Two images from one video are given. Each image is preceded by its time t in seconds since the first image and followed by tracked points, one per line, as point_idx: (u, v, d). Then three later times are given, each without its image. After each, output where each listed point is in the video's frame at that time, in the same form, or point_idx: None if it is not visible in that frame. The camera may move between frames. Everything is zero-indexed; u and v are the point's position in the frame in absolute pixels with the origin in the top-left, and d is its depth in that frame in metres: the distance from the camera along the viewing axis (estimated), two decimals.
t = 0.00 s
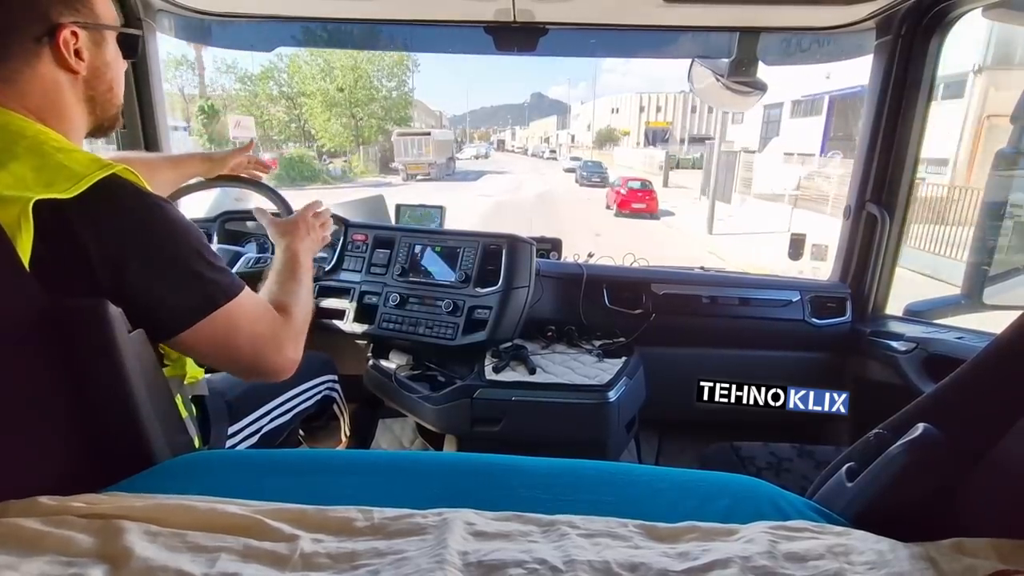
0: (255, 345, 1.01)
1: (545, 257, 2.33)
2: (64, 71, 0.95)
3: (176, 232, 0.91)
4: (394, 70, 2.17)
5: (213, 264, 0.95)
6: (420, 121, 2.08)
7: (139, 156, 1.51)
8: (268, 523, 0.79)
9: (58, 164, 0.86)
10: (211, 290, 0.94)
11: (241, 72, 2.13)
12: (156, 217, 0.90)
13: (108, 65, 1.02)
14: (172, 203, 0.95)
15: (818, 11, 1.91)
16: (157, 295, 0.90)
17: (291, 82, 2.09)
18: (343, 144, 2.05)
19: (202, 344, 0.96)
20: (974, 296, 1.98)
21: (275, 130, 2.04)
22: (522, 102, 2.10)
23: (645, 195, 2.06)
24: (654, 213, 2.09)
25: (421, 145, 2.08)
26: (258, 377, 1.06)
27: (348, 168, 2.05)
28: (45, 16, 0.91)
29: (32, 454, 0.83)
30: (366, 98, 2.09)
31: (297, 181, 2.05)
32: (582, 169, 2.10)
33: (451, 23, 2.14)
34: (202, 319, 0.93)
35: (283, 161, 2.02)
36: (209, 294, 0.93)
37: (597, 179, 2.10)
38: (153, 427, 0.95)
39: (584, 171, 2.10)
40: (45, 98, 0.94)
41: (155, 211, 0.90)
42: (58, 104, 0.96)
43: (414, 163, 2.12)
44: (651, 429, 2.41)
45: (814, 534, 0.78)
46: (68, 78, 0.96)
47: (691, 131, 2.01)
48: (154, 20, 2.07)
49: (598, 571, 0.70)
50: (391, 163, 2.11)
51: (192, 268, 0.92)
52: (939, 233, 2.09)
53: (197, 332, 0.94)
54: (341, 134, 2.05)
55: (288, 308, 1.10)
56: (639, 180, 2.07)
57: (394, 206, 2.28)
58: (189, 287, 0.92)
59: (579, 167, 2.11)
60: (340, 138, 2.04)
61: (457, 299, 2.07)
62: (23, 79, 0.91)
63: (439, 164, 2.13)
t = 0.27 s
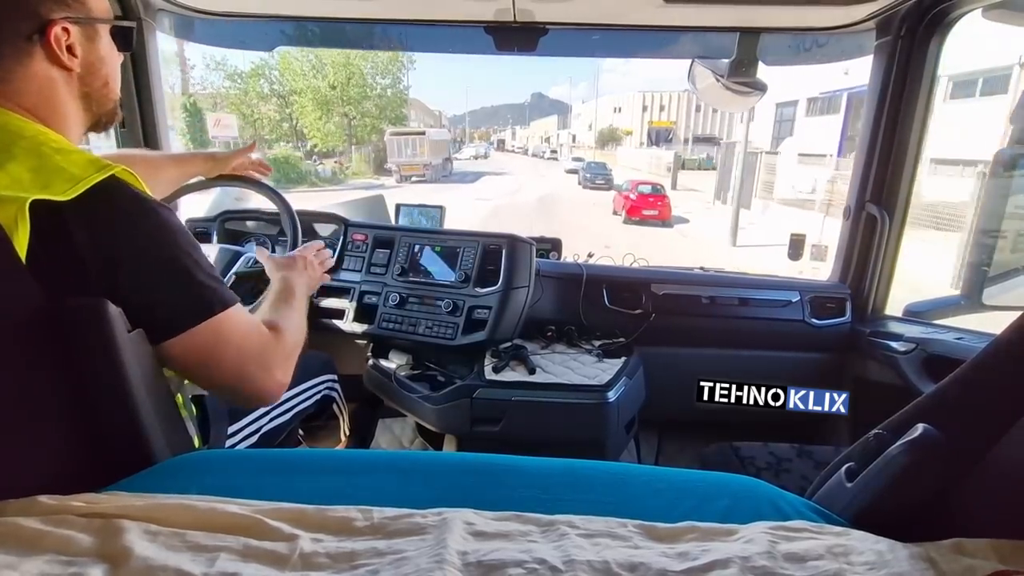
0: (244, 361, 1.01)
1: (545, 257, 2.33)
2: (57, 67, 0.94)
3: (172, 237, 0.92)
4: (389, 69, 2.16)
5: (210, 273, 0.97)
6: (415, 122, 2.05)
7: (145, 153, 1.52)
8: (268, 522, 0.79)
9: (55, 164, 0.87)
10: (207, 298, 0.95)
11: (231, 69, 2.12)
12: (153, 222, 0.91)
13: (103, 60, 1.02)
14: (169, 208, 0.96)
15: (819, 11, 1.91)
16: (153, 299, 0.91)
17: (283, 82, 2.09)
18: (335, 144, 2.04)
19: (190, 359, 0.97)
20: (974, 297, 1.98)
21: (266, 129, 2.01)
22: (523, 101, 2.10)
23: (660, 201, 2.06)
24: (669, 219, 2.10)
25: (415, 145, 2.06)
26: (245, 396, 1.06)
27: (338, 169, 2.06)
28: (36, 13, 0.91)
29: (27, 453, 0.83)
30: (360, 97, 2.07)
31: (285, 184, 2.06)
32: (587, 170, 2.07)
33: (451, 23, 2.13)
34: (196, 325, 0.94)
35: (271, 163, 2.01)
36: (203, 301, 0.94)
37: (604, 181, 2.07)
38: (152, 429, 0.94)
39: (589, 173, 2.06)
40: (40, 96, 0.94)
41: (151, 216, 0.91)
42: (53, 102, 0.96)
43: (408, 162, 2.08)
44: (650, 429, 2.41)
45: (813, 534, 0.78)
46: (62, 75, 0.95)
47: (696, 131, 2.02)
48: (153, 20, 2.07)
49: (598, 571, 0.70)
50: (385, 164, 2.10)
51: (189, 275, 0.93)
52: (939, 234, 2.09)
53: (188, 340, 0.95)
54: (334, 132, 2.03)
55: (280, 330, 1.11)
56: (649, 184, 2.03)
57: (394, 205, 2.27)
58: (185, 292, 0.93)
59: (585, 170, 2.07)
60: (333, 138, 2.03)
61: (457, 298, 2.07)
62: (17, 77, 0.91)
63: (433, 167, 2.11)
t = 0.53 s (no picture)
0: (231, 371, 1.01)
1: (545, 257, 2.33)
2: (64, 69, 0.94)
3: (173, 242, 0.91)
4: (381, 64, 2.17)
5: (210, 277, 0.96)
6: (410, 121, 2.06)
7: (153, 152, 1.51)
8: (267, 523, 0.79)
9: (60, 167, 0.86)
10: (206, 303, 0.94)
11: (220, 66, 2.15)
12: (155, 226, 0.90)
13: (110, 62, 1.02)
14: (172, 211, 0.95)
15: (819, 12, 1.91)
16: (152, 303, 0.91)
17: (271, 80, 2.12)
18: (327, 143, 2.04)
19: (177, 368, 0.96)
20: (974, 298, 1.98)
21: (258, 129, 2.05)
22: (523, 101, 2.10)
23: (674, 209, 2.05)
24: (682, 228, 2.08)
25: (409, 145, 2.06)
26: (227, 411, 1.06)
27: (326, 171, 2.05)
28: (44, 15, 0.90)
29: (27, 454, 0.83)
30: (351, 95, 2.09)
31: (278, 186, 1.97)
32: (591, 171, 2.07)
33: (451, 23, 2.13)
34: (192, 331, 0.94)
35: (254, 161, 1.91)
36: (203, 308, 0.94)
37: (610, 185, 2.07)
38: (152, 431, 0.94)
39: (594, 175, 2.07)
40: (47, 97, 0.94)
41: (153, 219, 0.90)
42: (60, 104, 0.96)
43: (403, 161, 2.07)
44: (650, 429, 2.41)
45: (813, 535, 0.78)
46: (69, 76, 0.95)
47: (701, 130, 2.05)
48: (154, 20, 2.07)
49: (598, 571, 0.70)
50: (379, 165, 2.08)
51: (191, 278, 0.92)
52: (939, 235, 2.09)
53: (180, 347, 0.94)
54: (327, 129, 2.05)
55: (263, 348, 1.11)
56: (665, 189, 2.02)
57: (394, 205, 2.28)
58: (185, 296, 0.92)
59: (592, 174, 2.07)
60: (324, 137, 2.04)
61: (457, 299, 2.07)
62: (24, 78, 0.91)
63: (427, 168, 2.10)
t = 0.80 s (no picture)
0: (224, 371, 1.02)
1: (545, 256, 2.33)
2: (55, 63, 0.94)
3: (171, 236, 0.91)
4: (373, 62, 2.20)
5: (209, 276, 0.96)
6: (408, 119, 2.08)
7: (158, 152, 1.48)
8: (267, 522, 0.79)
9: (55, 162, 0.87)
10: (207, 302, 0.95)
11: (209, 63, 2.17)
12: (154, 221, 0.90)
13: (101, 56, 1.02)
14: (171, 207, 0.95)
15: (819, 12, 1.91)
16: (152, 303, 0.91)
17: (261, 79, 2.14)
18: (318, 141, 2.06)
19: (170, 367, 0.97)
20: (973, 298, 1.98)
21: (248, 129, 2.04)
22: (523, 101, 2.09)
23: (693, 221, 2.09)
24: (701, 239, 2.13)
25: (402, 146, 2.08)
26: (215, 413, 1.06)
27: (314, 173, 2.05)
28: (35, 9, 0.90)
29: (26, 453, 0.83)
30: (343, 93, 2.11)
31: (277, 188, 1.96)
32: (594, 172, 2.12)
33: (451, 23, 2.13)
34: (189, 326, 0.94)
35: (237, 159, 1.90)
36: (202, 305, 0.94)
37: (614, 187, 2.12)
38: (152, 430, 0.94)
39: (598, 177, 2.12)
40: (41, 92, 0.94)
41: (152, 214, 0.90)
42: (53, 99, 0.96)
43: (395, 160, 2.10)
44: (650, 428, 2.41)
45: (812, 534, 0.78)
46: (61, 71, 0.95)
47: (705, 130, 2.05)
48: (153, 19, 2.07)
49: (598, 571, 0.70)
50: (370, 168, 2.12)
51: (191, 278, 0.93)
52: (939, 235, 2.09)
53: (176, 343, 0.94)
54: (320, 126, 2.06)
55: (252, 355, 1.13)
56: (680, 196, 2.03)
57: (394, 205, 2.28)
58: (185, 295, 0.92)
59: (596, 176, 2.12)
60: (314, 136, 2.05)
61: (457, 298, 2.07)
62: (17, 73, 0.91)
63: (422, 169, 2.12)
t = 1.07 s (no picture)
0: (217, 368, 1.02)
1: (545, 256, 2.33)
2: (50, 60, 0.94)
3: (168, 233, 0.91)
4: (366, 58, 2.20)
5: (204, 273, 0.96)
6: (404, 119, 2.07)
7: (156, 152, 1.49)
8: (265, 522, 0.79)
9: (51, 158, 0.87)
10: (201, 297, 0.94)
11: (197, 60, 2.17)
12: (149, 218, 0.90)
13: (98, 55, 1.02)
14: (167, 203, 0.95)
15: (819, 12, 1.91)
16: (149, 300, 0.91)
17: (250, 76, 2.13)
18: (308, 142, 2.07)
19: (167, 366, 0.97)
20: (973, 298, 1.98)
21: (238, 128, 2.05)
22: (524, 101, 2.09)
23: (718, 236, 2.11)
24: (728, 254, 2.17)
25: (392, 146, 2.07)
26: (211, 413, 1.07)
27: (302, 173, 2.04)
28: (28, 6, 0.91)
29: (25, 452, 0.83)
30: (334, 92, 2.11)
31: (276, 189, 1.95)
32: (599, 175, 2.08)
33: (451, 22, 2.13)
34: (186, 322, 0.94)
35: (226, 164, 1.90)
36: (198, 300, 0.94)
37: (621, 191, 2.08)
38: (151, 428, 0.94)
39: (603, 180, 2.07)
40: (36, 90, 0.94)
41: (148, 211, 0.90)
42: (49, 97, 0.96)
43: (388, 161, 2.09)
44: (649, 428, 2.42)
45: (811, 535, 0.78)
46: (56, 68, 0.95)
47: (709, 130, 2.04)
48: (153, 18, 2.07)
49: (596, 571, 0.70)
50: (361, 168, 2.12)
51: (187, 276, 0.93)
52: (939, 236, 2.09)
53: (173, 340, 0.95)
54: (311, 127, 2.08)
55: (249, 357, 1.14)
56: (700, 204, 2.01)
57: (394, 204, 2.27)
58: (182, 291, 0.92)
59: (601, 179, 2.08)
60: (304, 136, 2.06)
61: (457, 298, 2.07)
62: (11, 70, 0.91)
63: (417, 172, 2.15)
